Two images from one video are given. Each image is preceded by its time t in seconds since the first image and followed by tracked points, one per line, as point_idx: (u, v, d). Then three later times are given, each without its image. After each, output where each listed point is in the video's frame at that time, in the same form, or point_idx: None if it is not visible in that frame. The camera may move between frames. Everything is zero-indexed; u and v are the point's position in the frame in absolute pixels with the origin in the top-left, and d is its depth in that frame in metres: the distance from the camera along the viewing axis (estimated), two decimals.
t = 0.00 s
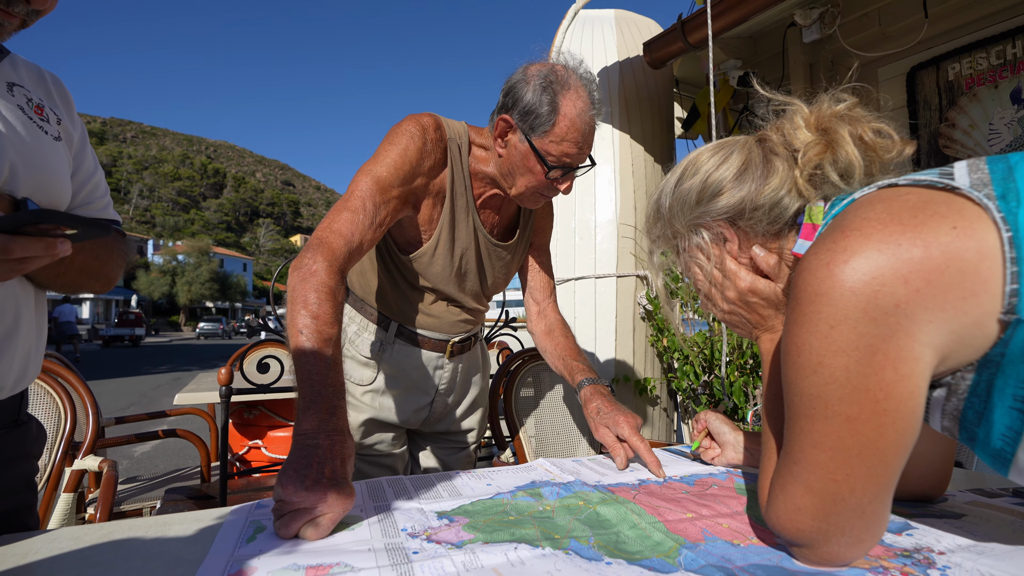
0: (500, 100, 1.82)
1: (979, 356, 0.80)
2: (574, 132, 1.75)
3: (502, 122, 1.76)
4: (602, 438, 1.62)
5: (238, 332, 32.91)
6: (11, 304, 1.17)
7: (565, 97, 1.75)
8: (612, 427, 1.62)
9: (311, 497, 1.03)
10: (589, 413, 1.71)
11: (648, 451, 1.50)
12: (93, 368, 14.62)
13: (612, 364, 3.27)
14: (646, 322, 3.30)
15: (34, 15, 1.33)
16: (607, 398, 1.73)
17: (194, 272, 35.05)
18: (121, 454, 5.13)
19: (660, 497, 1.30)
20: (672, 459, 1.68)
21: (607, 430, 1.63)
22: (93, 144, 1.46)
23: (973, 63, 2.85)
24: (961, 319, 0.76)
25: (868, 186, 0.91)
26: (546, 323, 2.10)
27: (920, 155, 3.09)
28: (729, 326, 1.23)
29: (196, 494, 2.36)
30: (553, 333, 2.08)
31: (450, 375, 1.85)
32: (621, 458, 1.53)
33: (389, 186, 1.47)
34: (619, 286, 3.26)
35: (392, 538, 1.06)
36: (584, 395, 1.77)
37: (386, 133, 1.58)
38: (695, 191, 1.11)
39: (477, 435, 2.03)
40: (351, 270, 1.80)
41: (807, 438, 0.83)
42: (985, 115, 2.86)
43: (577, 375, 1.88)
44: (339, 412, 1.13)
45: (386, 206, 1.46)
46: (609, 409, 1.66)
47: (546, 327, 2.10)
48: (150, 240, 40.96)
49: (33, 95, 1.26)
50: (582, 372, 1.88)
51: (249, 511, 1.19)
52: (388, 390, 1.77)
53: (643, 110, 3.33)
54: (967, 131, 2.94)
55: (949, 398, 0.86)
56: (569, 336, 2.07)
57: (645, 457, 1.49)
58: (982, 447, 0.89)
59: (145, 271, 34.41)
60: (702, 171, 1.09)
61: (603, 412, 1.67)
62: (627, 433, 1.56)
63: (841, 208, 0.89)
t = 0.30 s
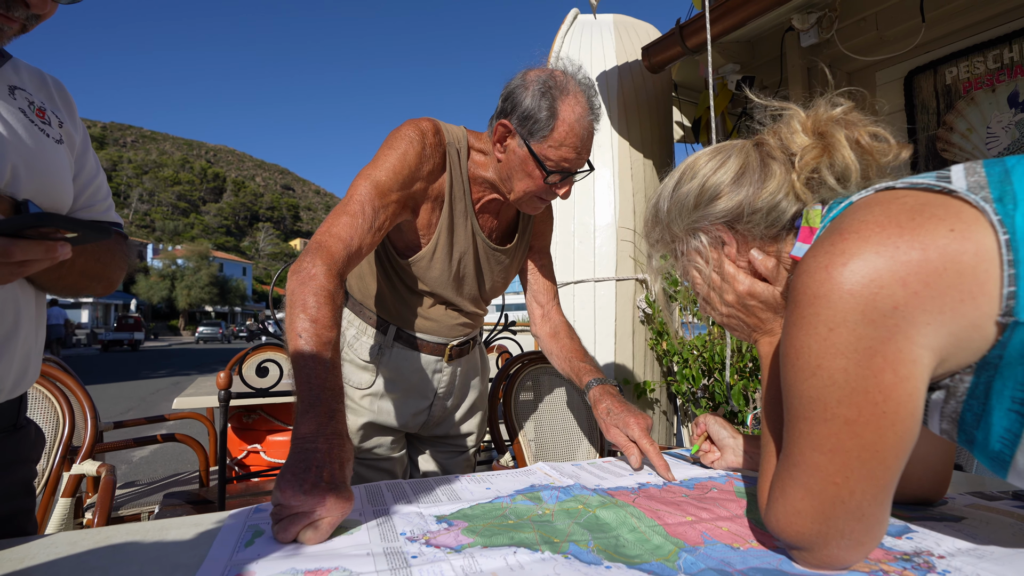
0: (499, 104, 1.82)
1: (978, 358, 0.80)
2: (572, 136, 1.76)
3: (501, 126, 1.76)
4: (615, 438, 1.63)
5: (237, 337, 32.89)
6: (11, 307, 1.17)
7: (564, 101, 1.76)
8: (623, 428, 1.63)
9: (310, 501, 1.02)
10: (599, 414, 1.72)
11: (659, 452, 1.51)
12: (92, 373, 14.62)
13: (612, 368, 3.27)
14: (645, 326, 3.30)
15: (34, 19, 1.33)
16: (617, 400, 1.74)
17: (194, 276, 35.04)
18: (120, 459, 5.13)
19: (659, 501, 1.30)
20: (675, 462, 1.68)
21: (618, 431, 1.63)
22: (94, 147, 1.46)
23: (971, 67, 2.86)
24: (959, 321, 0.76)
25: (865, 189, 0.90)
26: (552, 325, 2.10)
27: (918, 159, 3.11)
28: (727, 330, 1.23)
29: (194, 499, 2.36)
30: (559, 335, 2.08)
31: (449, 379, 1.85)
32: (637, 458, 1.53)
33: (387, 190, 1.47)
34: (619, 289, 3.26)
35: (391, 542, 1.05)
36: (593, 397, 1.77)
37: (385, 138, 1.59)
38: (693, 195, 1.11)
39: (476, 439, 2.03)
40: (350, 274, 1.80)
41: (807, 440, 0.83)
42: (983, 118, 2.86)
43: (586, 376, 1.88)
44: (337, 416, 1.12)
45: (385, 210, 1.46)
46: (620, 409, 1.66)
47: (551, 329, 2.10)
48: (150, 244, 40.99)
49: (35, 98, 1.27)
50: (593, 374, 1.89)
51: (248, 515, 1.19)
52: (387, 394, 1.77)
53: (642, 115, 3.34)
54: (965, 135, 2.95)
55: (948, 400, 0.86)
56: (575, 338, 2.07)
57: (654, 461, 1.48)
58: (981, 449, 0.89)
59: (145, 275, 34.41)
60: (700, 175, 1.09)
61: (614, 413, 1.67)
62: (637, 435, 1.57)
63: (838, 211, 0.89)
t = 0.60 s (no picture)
0: (498, 106, 1.82)
1: (981, 356, 0.81)
2: (571, 136, 1.76)
3: (499, 127, 1.77)
4: (619, 439, 1.63)
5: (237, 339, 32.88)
6: (11, 309, 1.17)
7: (562, 102, 1.77)
8: (627, 429, 1.64)
9: (309, 503, 1.02)
10: (605, 415, 1.72)
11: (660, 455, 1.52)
12: (92, 376, 14.63)
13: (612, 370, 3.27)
14: (645, 328, 3.30)
15: (33, 22, 1.34)
16: (623, 401, 1.75)
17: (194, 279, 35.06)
18: (120, 462, 5.13)
19: (659, 503, 1.30)
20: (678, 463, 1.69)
21: (623, 432, 1.64)
22: (95, 149, 1.47)
23: (968, 70, 2.87)
24: (962, 320, 0.76)
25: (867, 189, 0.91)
26: (557, 325, 2.11)
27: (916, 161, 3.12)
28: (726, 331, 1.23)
29: (194, 502, 2.36)
30: (564, 334, 2.08)
31: (448, 381, 1.85)
32: (641, 458, 1.56)
33: (386, 192, 1.47)
34: (618, 291, 3.26)
35: (390, 545, 1.05)
36: (601, 397, 1.78)
37: (383, 140, 1.59)
38: (694, 196, 1.11)
39: (476, 441, 2.03)
40: (350, 276, 1.80)
41: (810, 440, 0.83)
42: (981, 121, 2.87)
43: (594, 376, 1.89)
44: (336, 418, 1.12)
45: (383, 212, 1.46)
46: (626, 411, 1.67)
47: (559, 328, 2.10)
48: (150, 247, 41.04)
49: (36, 101, 1.27)
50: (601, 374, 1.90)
51: (247, 518, 1.19)
52: (386, 396, 1.77)
53: (640, 117, 3.35)
54: (963, 137, 2.96)
55: (951, 398, 0.86)
56: (582, 336, 2.07)
57: (658, 463, 1.49)
58: (984, 448, 0.89)
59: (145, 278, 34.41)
60: (700, 176, 1.10)
61: (619, 414, 1.68)
62: (640, 436, 1.57)
63: (841, 211, 0.89)
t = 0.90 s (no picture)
0: (498, 107, 1.83)
1: (975, 357, 0.81)
2: (570, 138, 1.77)
3: (499, 127, 1.77)
4: (617, 442, 1.63)
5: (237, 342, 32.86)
6: (10, 313, 1.17)
7: (561, 104, 1.77)
8: (624, 432, 1.65)
9: (309, 506, 1.02)
10: (603, 418, 1.72)
11: (658, 458, 1.52)
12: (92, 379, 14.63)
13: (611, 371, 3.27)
14: (644, 330, 3.31)
15: (33, 26, 1.34)
16: (620, 403, 1.75)
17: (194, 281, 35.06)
18: (119, 464, 5.14)
19: (659, 505, 1.30)
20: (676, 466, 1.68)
21: (620, 435, 1.65)
22: (93, 152, 1.47)
23: (966, 71, 2.87)
24: (960, 320, 0.76)
25: (879, 186, 0.91)
26: (554, 326, 2.11)
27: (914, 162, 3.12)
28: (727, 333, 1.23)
29: (192, 505, 2.36)
30: (562, 336, 2.08)
31: (447, 383, 1.85)
32: (637, 460, 1.55)
33: (384, 194, 1.47)
34: (617, 293, 3.26)
35: (389, 548, 1.05)
36: (596, 400, 1.78)
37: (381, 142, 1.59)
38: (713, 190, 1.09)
39: (475, 443, 2.03)
40: (348, 279, 1.80)
41: (806, 427, 0.83)
42: (979, 122, 2.88)
43: (591, 378, 1.88)
44: (336, 420, 1.12)
45: (382, 214, 1.46)
46: (622, 413, 1.68)
47: (554, 330, 2.10)
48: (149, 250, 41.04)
49: (34, 104, 1.27)
50: (596, 376, 1.89)
51: (246, 521, 1.19)
52: (385, 399, 1.77)
53: (639, 119, 3.35)
54: (961, 138, 2.97)
55: (945, 396, 0.88)
56: (579, 338, 2.07)
57: (655, 466, 1.50)
58: (976, 444, 0.90)
59: (144, 280, 34.40)
60: (719, 169, 1.08)
61: (616, 417, 1.68)
62: (638, 439, 1.58)
63: (852, 209, 0.89)
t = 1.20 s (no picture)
0: (497, 109, 1.83)
1: (958, 335, 0.86)
2: (570, 141, 1.77)
3: (498, 130, 1.77)
4: (616, 444, 1.63)
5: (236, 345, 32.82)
6: (7, 314, 1.17)
7: (561, 108, 1.77)
8: (624, 433, 1.64)
9: (307, 509, 1.02)
10: (602, 420, 1.72)
11: (659, 460, 1.52)
12: (90, 381, 14.59)
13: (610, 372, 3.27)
14: (644, 331, 3.31)
15: (29, 28, 1.34)
16: (620, 405, 1.74)
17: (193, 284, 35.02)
18: (117, 467, 5.12)
19: (659, 507, 1.29)
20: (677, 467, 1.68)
21: (620, 437, 1.64)
22: (91, 155, 1.47)
23: (965, 73, 2.86)
24: (948, 302, 0.81)
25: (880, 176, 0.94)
26: (552, 329, 2.11)
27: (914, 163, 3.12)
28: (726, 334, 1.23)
29: (191, 508, 2.36)
30: (559, 338, 2.08)
31: (445, 385, 1.85)
32: (638, 462, 1.54)
33: (383, 197, 1.47)
34: (617, 295, 3.26)
35: (389, 550, 1.05)
36: (596, 402, 1.77)
37: (379, 144, 1.59)
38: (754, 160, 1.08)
39: (474, 445, 2.03)
40: (346, 282, 1.78)
41: (811, 408, 0.84)
42: (978, 123, 2.88)
43: (590, 381, 1.88)
44: (335, 423, 1.12)
45: (380, 216, 1.46)
46: (621, 415, 1.67)
47: (553, 332, 2.10)
48: (149, 252, 41.01)
49: (31, 107, 1.27)
50: (594, 378, 1.88)
51: (245, 523, 1.18)
52: (383, 401, 1.77)
53: (638, 121, 3.36)
54: (961, 139, 2.98)
55: (934, 368, 0.92)
56: (578, 340, 2.06)
57: (655, 467, 1.50)
58: (966, 415, 0.94)
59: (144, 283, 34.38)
60: (762, 139, 1.08)
61: (615, 419, 1.68)
62: (638, 442, 1.57)
63: (859, 194, 0.92)
